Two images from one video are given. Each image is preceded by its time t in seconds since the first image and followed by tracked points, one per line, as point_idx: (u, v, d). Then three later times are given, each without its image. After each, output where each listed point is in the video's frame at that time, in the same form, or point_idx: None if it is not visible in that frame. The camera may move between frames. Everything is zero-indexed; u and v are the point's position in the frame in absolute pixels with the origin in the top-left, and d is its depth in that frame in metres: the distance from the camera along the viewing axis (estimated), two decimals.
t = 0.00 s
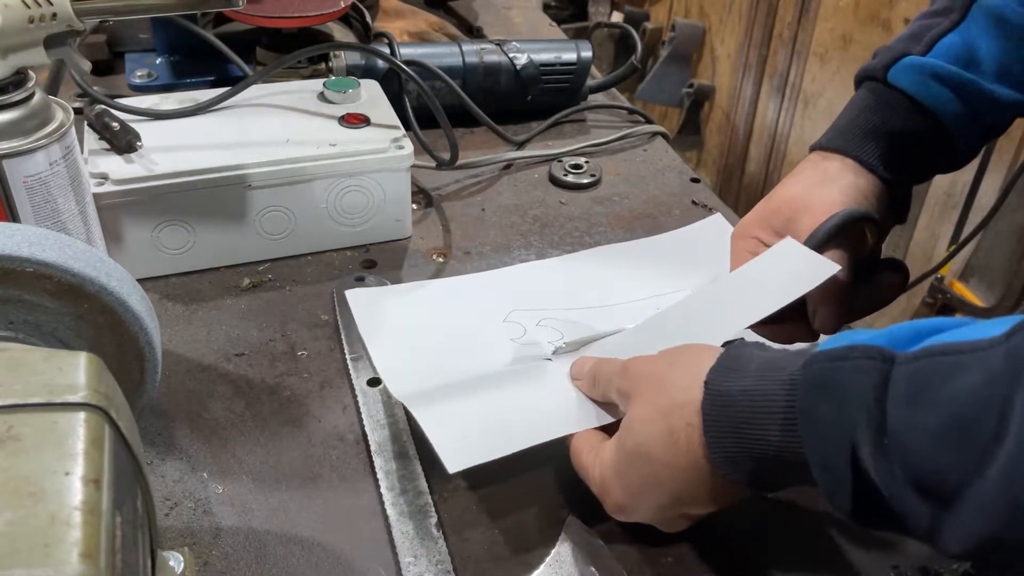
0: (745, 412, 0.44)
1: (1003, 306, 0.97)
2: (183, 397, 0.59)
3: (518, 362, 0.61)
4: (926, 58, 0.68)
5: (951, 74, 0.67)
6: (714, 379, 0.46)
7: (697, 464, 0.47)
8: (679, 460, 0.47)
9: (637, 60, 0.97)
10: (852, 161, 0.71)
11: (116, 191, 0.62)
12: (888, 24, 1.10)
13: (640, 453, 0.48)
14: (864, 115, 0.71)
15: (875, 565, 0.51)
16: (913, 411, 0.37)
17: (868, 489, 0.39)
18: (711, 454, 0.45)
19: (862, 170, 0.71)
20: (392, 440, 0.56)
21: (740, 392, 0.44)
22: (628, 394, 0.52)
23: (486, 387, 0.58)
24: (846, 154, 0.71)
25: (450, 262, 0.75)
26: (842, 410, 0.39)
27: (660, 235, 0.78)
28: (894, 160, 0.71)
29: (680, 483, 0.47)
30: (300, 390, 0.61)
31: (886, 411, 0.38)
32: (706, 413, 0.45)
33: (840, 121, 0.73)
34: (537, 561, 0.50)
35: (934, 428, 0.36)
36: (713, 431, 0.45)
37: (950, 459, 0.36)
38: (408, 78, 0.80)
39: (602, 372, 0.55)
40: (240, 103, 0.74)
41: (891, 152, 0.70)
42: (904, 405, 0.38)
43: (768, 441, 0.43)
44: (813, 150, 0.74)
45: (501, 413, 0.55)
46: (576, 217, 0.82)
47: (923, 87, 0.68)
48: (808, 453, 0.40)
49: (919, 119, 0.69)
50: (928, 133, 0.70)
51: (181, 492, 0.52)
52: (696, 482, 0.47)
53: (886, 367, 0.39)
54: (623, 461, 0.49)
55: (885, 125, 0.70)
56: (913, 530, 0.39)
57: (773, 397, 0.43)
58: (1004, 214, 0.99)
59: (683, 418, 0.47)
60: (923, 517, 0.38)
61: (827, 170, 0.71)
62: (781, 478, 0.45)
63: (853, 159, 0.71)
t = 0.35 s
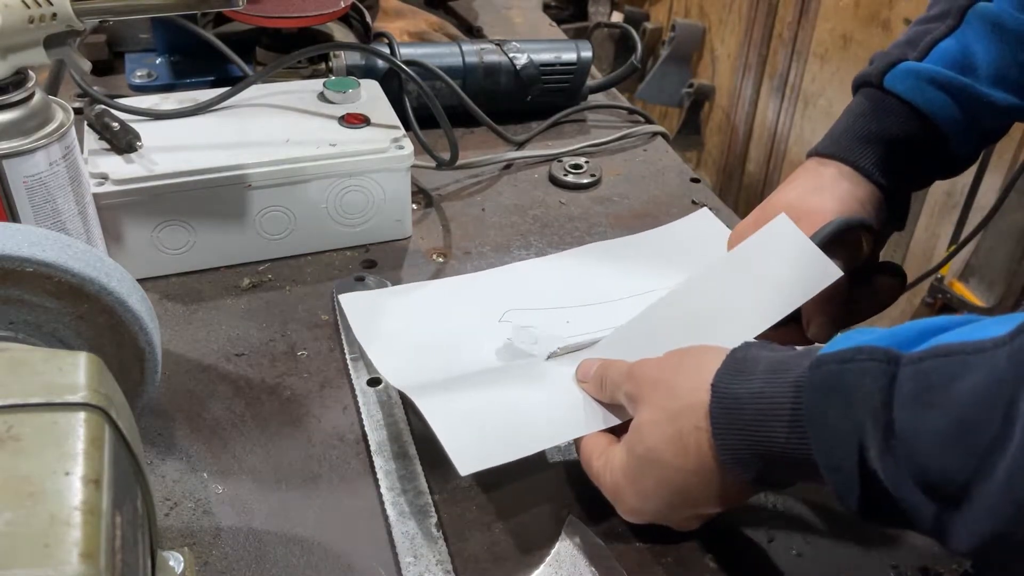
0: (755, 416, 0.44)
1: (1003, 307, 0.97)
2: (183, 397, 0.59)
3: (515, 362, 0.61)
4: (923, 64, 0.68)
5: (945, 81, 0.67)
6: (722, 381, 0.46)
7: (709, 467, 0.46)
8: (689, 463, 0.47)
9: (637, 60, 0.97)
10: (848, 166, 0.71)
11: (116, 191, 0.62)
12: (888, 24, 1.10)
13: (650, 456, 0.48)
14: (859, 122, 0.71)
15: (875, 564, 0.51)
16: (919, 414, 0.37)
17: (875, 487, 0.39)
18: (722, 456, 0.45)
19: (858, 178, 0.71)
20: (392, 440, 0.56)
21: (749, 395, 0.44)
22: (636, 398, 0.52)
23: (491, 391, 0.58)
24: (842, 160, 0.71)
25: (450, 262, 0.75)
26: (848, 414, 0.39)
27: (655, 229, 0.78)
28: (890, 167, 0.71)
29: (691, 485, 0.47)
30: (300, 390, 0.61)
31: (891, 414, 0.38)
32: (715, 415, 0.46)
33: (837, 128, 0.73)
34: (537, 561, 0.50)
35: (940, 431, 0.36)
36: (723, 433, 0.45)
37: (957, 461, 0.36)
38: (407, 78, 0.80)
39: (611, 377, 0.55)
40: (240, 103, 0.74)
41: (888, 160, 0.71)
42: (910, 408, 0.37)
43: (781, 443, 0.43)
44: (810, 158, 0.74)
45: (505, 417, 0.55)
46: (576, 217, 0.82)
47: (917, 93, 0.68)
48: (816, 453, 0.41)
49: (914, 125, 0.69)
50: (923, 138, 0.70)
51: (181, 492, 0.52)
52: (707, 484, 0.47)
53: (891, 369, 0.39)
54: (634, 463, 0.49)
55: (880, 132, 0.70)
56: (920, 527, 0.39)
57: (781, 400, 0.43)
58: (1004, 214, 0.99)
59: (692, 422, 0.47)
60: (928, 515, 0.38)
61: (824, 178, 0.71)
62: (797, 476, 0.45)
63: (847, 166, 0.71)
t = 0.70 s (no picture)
0: (739, 432, 0.44)
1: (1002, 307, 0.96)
2: (183, 397, 0.59)
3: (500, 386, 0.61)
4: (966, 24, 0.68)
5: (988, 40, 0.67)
6: (706, 397, 0.46)
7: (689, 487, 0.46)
8: (666, 482, 0.47)
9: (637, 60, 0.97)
10: (895, 120, 0.70)
11: (116, 191, 0.62)
12: (888, 23, 1.10)
13: (628, 474, 0.48)
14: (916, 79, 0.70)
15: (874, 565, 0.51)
16: (909, 427, 0.37)
17: (861, 507, 0.39)
18: (701, 474, 0.45)
19: (908, 129, 0.70)
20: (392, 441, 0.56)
21: (731, 410, 0.45)
22: (615, 420, 0.52)
23: (476, 415, 0.57)
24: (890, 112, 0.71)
25: (450, 262, 0.75)
26: (837, 425, 0.39)
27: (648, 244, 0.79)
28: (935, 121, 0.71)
29: (666, 506, 0.47)
30: (300, 390, 0.61)
31: (879, 426, 0.38)
32: (695, 432, 0.46)
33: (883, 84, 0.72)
34: (537, 561, 0.50)
35: (931, 443, 0.36)
36: (703, 450, 0.45)
37: (947, 474, 0.36)
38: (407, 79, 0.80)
39: (592, 409, 0.55)
40: (240, 103, 0.74)
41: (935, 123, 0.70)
42: (901, 421, 0.38)
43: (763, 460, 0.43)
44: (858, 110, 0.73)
45: (487, 443, 0.55)
46: (576, 217, 0.82)
47: (962, 54, 0.68)
48: (799, 469, 0.41)
49: (948, 98, 0.70)
50: (975, 106, 0.71)
51: (181, 492, 0.52)
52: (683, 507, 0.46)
53: (882, 383, 0.39)
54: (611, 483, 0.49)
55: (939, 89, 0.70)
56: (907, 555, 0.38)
57: (765, 414, 0.43)
58: (1004, 214, 0.99)
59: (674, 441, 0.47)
60: (913, 540, 0.37)
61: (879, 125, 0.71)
62: (775, 505, 0.44)
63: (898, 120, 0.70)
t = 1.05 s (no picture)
0: (738, 417, 0.44)
1: (1002, 307, 0.97)
2: (183, 396, 0.59)
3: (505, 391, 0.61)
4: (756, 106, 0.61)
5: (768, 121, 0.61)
6: (707, 385, 0.46)
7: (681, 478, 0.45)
8: (658, 472, 0.46)
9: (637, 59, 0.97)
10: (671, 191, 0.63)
11: (116, 191, 0.62)
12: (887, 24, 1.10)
13: (624, 462, 0.48)
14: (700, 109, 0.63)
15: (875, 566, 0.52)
16: (900, 406, 0.37)
17: (850, 489, 0.38)
18: (695, 459, 0.45)
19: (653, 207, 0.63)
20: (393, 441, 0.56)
21: (730, 397, 0.45)
22: (617, 414, 0.52)
23: (479, 421, 0.58)
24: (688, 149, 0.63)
25: (450, 262, 0.75)
26: (830, 404, 0.39)
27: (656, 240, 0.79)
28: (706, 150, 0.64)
29: (658, 497, 0.46)
30: (300, 390, 0.61)
31: (872, 406, 0.38)
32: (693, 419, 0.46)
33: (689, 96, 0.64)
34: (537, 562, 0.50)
35: (920, 421, 0.36)
36: (698, 437, 0.45)
37: (936, 454, 0.35)
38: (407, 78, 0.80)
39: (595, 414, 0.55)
40: (240, 103, 0.74)
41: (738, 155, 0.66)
42: (894, 401, 0.37)
43: (760, 446, 0.42)
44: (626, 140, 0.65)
45: (491, 447, 0.55)
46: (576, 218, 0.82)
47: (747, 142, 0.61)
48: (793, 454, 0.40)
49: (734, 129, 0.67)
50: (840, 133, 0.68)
51: (181, 492, 0.52)
52: (674, 499, 0.46)
53: (879, 368, 0.39)
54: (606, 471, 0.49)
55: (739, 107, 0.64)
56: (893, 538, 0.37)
57: (763, 399, 0.43)
58: (1004, 214, 0.99)
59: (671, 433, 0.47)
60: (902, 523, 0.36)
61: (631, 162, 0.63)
62: (769, 499, 0.43)
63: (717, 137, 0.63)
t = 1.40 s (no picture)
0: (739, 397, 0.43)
1: (1003, 307, 0.97)
2: (183, 396, 0.59)
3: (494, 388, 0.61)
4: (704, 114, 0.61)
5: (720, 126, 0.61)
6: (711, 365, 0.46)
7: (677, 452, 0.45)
8: (651, 448, 0.46)
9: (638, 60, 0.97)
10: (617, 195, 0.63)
11: (116, 191, 0.62)
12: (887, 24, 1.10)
13: (619, 437, 0.48)
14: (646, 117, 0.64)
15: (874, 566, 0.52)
16: (899, 385, 0.37)
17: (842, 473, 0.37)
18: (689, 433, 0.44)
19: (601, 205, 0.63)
20: (393, 440, 0.56)
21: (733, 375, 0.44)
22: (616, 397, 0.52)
23: (477, 416, 0.58)
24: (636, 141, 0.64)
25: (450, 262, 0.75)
26: (829, 383, 0.38)
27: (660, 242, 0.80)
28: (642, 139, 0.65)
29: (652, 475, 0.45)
30: (301, 390, 0.61)
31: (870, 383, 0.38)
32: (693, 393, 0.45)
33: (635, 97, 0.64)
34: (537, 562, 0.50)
35: (916, 403, 0.36)
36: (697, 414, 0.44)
37: (931, 436, 0.35)
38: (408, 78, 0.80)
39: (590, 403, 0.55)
40: (240, 103, 0.74)
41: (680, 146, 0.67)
42: (893, 382, 0.37)
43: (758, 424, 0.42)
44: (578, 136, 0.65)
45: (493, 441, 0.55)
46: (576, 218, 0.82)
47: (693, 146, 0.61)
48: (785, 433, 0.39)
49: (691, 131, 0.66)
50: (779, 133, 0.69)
51: (181, 492, 0.52)
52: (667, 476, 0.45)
53: (878, 351, 0.39)
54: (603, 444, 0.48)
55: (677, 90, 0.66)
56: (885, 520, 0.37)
57: (763, 376, 0.43)
58: (1003, 215, 0.99)
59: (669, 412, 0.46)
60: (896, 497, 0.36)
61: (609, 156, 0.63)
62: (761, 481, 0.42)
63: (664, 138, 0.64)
